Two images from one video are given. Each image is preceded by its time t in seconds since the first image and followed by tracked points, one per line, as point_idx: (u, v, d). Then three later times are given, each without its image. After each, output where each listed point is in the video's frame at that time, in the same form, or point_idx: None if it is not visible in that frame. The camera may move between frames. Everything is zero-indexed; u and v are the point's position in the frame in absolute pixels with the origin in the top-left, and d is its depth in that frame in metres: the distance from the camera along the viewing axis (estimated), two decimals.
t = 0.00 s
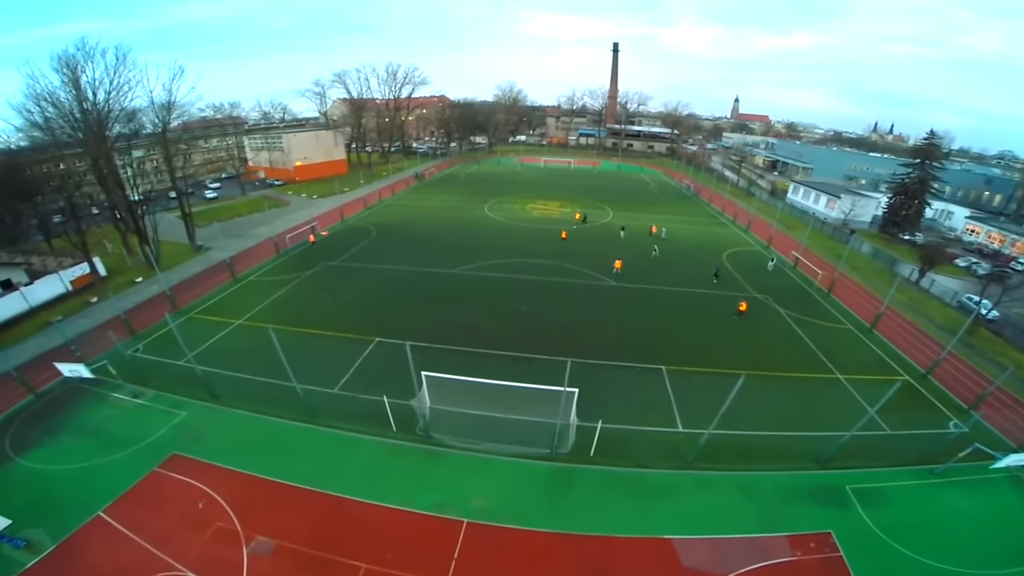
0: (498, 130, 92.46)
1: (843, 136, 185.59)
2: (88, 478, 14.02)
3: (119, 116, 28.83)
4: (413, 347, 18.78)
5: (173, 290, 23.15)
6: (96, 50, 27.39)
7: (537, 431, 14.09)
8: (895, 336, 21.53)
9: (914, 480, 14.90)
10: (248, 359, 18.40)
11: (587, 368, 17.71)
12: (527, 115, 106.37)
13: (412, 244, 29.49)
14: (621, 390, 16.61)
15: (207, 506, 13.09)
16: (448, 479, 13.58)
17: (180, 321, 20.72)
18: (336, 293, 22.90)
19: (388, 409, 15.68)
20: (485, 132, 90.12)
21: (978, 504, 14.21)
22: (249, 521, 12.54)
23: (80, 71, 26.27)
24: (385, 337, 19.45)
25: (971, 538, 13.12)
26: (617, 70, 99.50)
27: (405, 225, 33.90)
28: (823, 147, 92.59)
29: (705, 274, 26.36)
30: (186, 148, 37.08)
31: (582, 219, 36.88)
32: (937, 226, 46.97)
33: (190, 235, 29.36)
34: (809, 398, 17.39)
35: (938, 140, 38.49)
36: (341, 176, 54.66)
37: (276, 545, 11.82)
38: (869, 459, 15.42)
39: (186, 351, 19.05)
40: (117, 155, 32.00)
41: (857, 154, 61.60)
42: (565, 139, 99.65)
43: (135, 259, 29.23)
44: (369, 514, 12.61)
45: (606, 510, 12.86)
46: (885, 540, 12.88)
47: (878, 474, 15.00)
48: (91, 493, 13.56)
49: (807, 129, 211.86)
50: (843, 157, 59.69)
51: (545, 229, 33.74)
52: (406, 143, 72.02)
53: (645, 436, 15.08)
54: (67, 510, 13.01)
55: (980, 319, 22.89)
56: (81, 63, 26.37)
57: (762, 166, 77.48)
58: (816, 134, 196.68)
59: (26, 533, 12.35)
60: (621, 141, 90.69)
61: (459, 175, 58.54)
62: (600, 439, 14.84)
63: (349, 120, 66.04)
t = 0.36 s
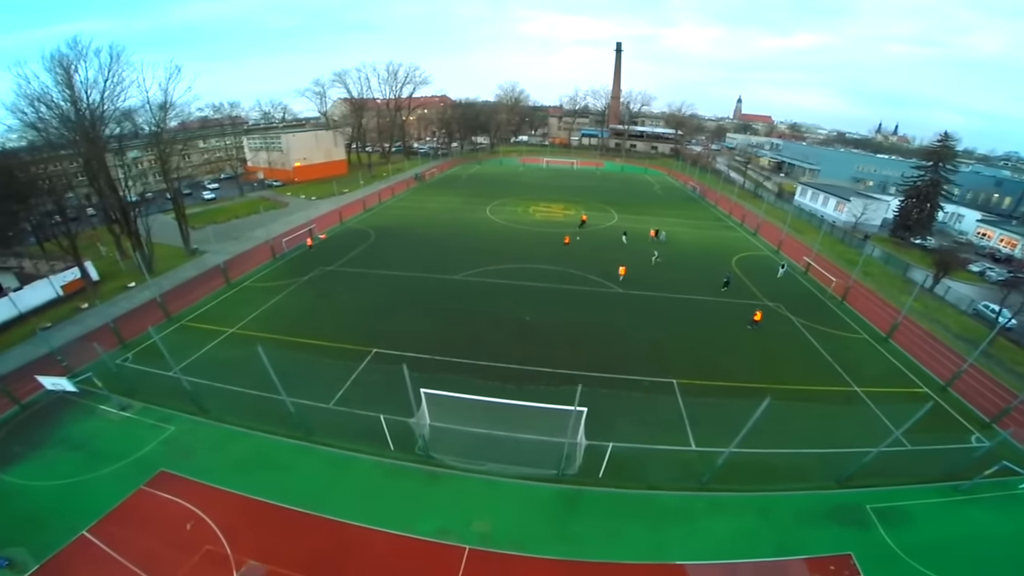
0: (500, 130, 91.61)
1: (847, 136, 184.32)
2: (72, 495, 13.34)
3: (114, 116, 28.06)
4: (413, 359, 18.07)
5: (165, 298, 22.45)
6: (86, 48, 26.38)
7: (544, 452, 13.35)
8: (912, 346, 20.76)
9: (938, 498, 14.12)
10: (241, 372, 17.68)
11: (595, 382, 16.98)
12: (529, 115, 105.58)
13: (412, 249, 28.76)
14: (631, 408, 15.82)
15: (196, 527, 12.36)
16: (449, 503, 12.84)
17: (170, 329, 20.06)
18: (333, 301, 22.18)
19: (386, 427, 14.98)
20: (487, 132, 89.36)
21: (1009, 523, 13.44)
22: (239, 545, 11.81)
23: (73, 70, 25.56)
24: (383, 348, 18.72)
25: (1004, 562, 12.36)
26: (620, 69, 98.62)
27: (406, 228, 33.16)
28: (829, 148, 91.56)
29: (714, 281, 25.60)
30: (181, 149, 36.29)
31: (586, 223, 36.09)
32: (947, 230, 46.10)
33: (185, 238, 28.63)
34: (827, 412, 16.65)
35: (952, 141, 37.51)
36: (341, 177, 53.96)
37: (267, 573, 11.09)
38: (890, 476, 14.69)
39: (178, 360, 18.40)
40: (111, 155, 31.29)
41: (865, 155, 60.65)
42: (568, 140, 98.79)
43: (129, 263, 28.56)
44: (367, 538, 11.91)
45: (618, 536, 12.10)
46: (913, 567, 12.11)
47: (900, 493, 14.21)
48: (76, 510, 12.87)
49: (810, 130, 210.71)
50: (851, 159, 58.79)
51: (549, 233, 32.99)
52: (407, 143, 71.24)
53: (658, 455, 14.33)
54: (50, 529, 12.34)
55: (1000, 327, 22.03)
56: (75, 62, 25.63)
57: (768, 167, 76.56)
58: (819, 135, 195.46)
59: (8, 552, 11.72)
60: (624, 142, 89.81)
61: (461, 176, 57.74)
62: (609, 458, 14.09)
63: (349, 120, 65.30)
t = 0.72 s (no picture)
0: (497, 130, 90.71)
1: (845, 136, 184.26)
2: (48, 518, 12.51)
3: (100, 116, 27.05)
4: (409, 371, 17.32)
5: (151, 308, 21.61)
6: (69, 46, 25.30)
7: (548, 474, 12.57)
8: (924, 353, 20.15)
9: (956, 513, 13.60)
10: (229, 384, 16.88)
11: (600, 395, 16.26)
12: (527, 115, 104.75)
13: (409, 253, 27.97)
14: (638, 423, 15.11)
15: (181, 551, 11.58)
16: (449, 529, 12.11)
17: (155, 340, 19.22)
18: (325, 310, 21.34)
19: (380, 446, 14.16)
20: (484, 132, 88.52)
21: None
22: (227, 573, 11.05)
23: (57, 70, 24.56)
24: (378, 359, 17.91)
25: None
26: (619, 69, 97.97)
27: (402, 231, 32.34)
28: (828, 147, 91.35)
29: (719, 286, 24.90)
30: (169, 149, 35.26)
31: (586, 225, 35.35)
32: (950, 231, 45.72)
33: (172, 243, 27.71)
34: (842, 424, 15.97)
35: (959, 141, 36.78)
36: (336, 177, 53.05)
37: None
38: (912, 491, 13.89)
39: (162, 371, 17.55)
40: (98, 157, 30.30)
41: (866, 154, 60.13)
42: (566, 139, 98.08)
43: (115, 268, 27.63)
44: (363, 566, 11.18)
45: (629, 564, 11.41)
46: None
47: (917, 508, 13.66)
48: (53, 535, 12.07)
49: (807, 129, 210.76)
50: (852, 159, 58.24)
51: (549, 236, 32.25)
52: (403, 143, 70.32)
53: (667, 472, 13.62)
54: (24, 555, 11.53)
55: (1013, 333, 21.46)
56: (59, 61, 24.59)
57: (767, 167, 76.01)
58: (817, 134, 195.54)
59: None
60: (623, 142, 89.10)
61: (458, 176, 56.91)
62: (617, 477, 13.38)
63: (344, 120, 64.30)
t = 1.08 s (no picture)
0: (494, 130, 89.86)
1: (843, 135, 184.22)
2: (19, 545, 11.63)
3: (85, 117, 26.10)
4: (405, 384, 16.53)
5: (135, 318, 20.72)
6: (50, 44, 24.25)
7: (554, 497, 11.77)
8: (938, 362, 19.52)
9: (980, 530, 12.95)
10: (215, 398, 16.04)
11: (605, 410, 15.52)
12: (524, 114, 103.87)
13: (404, 258, 27.14)
14: (646, 440, 14.39)
15: None
16: (449, 557, 11.37)
17: (138, 352, 18.35)
18: (318, 318, 20.52)
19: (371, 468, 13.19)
20: (481, 132, 87.62)
21: None
22: None
23: (40, 69, 23.59)
24: (373, 372, 17.11)
25: None
26: (616, 68, 97.28)
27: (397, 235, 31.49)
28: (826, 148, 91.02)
29: (724, 292, 24.21)
30: (157, 150, 34.26)
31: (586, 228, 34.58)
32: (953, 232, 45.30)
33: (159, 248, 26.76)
34: (858, 437, 15.26)
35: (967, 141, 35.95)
36: (330, 179, 52.11)
37: None
38: (936, 507, 13.17)
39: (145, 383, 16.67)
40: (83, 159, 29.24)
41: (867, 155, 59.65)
42: (563, 139, 97.27)
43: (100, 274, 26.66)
44: None
45: None
46: None
47: (939, 524, 12.96)
48: (27, 561, 11.26)
49: (804, 129, 210.88)
50: (854, 160, 57.69)
51: (548, 240, 31.47)
52: (399, 144, 69.37)
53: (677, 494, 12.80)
54: None
55: None
56: (41, 60, 23.61)
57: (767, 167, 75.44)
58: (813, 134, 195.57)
59: None
60: (621, 142, 88.35)
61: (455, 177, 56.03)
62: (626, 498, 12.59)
63: (339, 120, 63.28)
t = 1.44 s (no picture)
0: (490, 130, 89.00)
1: (839, 134, 184.38)
2: None
3: (68, 119, 25.15)
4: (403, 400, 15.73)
5: (118, 328, 19.80)
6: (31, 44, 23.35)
7: (560, 523, 10.98)
8: (951, 368, 18.88)
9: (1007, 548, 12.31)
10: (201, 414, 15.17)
11: (613, 426, 14.80)
12: (520, 115, 103.05)
13: (400, 263, 26.32)
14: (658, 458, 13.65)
15: None
16: None
17: (119, 365, 17.46)
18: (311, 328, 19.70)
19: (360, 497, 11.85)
20: (477, 132, 86.74)
21: None
22: None
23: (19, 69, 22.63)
24: (368, 386, 16.32)
25: None
26: (613, 68, 96.71)
27: (393, 239, 30.67)
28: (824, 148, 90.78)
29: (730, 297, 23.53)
30: (144, 152, 33.29)
31: (586, 231, 33.84)
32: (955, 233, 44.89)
33: (144, 254, 25.81)
34: (876, 450, 14.56)
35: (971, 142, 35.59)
36: (324, 181, 51.17)
37: None
38: (963, 525, 12.44)
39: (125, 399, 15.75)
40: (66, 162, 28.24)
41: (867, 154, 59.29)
42: (560, 140, 96.55)
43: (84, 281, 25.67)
44: None
45: None
46: None
47: (962, 540, 12.31)
48: None
49: (800, 129, 211.29)
50: (854, 160, 57.27)
51: (548, 243, 30.71)
52: (394, 145, 68.46)
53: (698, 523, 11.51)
54: None
55: None
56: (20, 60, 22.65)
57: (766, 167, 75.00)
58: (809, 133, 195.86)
59: None
60: (618, 142, 87.70)
61: (451, 179, 55.16)
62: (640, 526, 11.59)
63: (333, 121, 62.27)
